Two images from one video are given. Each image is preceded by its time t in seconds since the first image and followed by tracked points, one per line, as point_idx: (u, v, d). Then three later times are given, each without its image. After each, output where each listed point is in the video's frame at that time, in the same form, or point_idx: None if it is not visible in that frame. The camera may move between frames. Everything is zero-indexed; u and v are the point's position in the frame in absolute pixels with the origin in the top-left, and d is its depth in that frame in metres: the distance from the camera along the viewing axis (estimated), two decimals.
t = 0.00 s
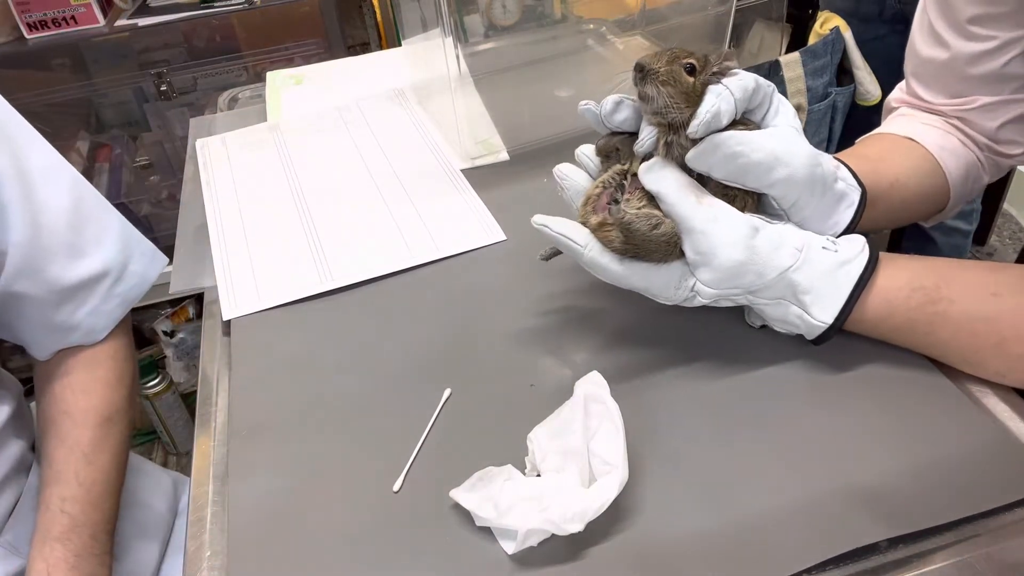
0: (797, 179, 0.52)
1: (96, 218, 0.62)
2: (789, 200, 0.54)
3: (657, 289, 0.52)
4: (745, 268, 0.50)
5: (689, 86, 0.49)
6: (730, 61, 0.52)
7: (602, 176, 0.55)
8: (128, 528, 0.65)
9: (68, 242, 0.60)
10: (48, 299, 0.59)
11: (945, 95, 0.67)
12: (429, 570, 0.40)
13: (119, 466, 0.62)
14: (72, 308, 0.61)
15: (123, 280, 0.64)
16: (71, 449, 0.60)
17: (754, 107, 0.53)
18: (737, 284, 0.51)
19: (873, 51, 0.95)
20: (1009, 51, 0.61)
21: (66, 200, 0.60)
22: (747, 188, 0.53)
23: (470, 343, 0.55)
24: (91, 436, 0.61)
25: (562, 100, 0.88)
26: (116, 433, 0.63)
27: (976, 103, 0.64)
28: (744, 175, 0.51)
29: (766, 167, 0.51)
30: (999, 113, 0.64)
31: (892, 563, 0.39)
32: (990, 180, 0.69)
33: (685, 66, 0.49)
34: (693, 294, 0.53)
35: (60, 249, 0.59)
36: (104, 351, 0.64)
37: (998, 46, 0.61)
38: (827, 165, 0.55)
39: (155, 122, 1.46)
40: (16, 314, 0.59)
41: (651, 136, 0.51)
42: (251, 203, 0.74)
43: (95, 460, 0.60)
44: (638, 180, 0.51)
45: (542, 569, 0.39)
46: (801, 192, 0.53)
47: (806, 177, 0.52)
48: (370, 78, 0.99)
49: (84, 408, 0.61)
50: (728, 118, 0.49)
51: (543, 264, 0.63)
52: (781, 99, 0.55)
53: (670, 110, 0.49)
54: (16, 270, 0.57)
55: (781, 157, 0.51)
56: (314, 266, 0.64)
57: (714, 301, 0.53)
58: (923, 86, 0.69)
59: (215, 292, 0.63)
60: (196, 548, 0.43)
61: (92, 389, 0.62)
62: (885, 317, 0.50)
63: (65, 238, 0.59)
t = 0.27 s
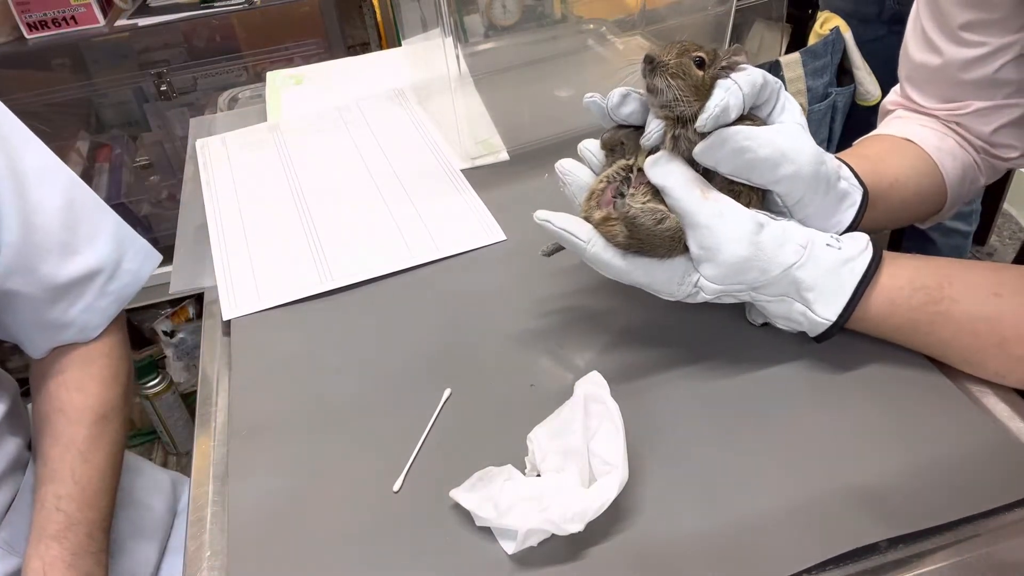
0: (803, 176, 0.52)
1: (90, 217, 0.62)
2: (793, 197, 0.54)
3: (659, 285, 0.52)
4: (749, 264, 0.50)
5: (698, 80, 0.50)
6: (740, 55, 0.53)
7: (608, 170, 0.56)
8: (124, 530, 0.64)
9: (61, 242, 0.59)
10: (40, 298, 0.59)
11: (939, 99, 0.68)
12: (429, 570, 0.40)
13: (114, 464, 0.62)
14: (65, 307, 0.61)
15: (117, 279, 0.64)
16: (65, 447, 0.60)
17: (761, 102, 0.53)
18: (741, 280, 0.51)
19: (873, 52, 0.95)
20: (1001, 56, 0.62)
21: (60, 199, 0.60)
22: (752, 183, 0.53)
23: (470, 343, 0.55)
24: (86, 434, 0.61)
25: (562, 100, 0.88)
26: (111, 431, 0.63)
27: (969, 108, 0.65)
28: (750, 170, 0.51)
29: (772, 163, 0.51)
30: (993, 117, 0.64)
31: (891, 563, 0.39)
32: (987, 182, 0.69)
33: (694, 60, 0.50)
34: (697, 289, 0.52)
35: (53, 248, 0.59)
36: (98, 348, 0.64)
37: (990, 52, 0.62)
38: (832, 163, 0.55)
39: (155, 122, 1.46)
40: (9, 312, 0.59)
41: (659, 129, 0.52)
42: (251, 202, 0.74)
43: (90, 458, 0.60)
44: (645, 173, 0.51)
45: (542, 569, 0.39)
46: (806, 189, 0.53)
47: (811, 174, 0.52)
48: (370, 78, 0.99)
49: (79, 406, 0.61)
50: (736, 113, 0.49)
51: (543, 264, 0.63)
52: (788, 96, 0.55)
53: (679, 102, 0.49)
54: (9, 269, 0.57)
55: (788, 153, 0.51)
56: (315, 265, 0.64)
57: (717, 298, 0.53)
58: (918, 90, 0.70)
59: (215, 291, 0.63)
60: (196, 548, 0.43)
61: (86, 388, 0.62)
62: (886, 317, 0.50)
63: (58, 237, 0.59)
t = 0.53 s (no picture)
0: (801, 177, 0.52)
1: (84, 220, 0.63)
2: (792, 197, 0.54)
3: (658, 285, 0.52)
4: (748, 265, 0.50)
5: (696, 81, 0.50)
6: (737, 56, 0.54)
7: (607, 170, 0.56)
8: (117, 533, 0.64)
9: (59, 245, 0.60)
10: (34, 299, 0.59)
11: (936, 100, 0.68)
12: (429, 570, 0.40)
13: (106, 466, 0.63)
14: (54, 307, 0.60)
15: (110, 282, 0.64)
16: (56, 451, 0.60)
17: (760, 103, 0.54)
18: (740, 281, 0.51)
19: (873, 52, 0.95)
20: (997, 58, 0.62)
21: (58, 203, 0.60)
22: (751, 184, 0.53)
23: (470, 344, 0.55)
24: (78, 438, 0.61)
25: (562, 100, 0.88)
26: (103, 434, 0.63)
27: (966, 109, 0.65)
28: (749, 171, 0.51)
29: (771, 164, 0.51)
30: (992, 118, 0.64)
31: (891, 563, 0.39)
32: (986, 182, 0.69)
33: (691, 61, 0.51)
34: (696, 290, 0.52)
35: (47, 250, 0.59)
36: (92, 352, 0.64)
37: (987, 54, 0.62)
38: (831, 163, 0.55)
39: (155, 122, 1.46)
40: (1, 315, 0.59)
41: (657, 130, 0.52)
42: (251, 203, 0.74)
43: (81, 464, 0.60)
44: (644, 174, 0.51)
45: (542, 569, 0.39)
46: (805, 190, 0.53)
47: (810, 174, 0.52)
48: (370, 78, 0.99)
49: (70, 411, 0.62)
50: (734, 113, 0.49)
51: (543, 264, 0.63)
52: (787, 97, 0.55)
53: (677, 103, 0.50)
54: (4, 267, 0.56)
55: (787, 154, 0.51)
56: (314, 265, 0.64)
57: (716, 299, 0.52)
58: (915, 92, 0.70)
59: (215, 292, 0.63)
60: (196, 548, 0.43)
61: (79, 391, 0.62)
62: (886, 317, 0.50)
63: (54, 240, 0.59)
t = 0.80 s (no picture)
0: (801, 177, 0.52)
1: (77, 215, 0.62)
2: (792, 197, 0.54)
3: (658, 285, 0.52)
4: (748, 264, 0.50)
5: (695, 81, 0.50)
6: (736, 56, 0.54)
7: (607, 170, 0.56)
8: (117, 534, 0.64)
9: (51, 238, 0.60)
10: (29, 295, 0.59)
11: (936, 102, 0.68)
12: (429, 570, 0.40)
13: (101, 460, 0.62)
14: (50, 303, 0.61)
15: (104, 276, 0.64)
16: (53, 442, 0.60)
17: (759, 103, 0.54)
18: (740, 280, 0.51)
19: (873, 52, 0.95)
20: (997, 59, 0.62)
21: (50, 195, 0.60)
22: (751, 184, 0.53)
23: (470, 344, 0.55)
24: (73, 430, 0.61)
25: (562, 100, 0.88)
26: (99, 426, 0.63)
27: (966, 111, 0.65)
28: (749, 171, 0.51)
29: (771, 164, 0.51)
30: (992, 119, 0.64)
31: (891, 563, 0.39)
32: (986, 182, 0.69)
33: (691, 60, 0.51)
34: (696, 290, 0.52)
35: (40, 244, 0.59)
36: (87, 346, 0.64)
37: (986, 56, 0.62)
38: (831, 163, 0.55)
39: (155, 122, 1.46)
40: None
41: (657, 131, 0.52)
42: (251, 203, 0.74)
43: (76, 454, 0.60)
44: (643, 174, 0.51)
45: (542, 569, 0.39)
46: (805, 189, 0.53)
47: (810, 174, 0.52)
48: (370, 78, 0.99)
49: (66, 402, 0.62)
50: (734, 113, 0.49)
51: (543, 264, 0.63)
52: (787, 97, 0.55)
53: (676, 103, 0.50)
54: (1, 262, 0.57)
55: (786, 154, 0.51)
56: (314, 265, 0.64)
57: (716, 298, 0.52)
58: (914, 93, 0.70)
59: (215, 292, 0.63)
60: (196, 548, 0.43)
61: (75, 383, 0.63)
62: (886, 317, 0.50)
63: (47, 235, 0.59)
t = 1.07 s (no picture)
0: (801, 177, 0.52)
1: (61, 190, 0.63)
2: (792, 197, 0.54)
3: (659, 284, 0.52)
4: (749, 263, 0.50)
5: (694, 81, 0.51)
6: (735, 55, 0.54)
7: (606, 170, 0.56)
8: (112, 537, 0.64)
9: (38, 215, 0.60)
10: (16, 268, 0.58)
11: (936, 102, 0.68)
12: (429, 570, 0.40)
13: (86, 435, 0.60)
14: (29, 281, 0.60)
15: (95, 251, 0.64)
16: (43, 411, 0.58)
17: (759, 103, 0.54)
18: (741, 279, 0.50)
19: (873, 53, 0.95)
20: (997, 60, 0.62)
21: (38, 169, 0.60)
22: (751, 184, 0.53)
23: (470, 344, 0.55)
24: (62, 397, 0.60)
25: (562, 100, 0.88)
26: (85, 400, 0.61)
27: (967, 111, 0.65)
28: (749, 170, 0.51)
29: (771, 163, 0.51)
30: (992, 119, 0.64)
31: (891, 563, 0.39)
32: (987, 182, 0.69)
33: (690, 60, 0.51)
34: (696, 289, 0.52)
35: (29, 216, 0.59)
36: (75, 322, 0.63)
37: (987, 56, 0.62)
38: (831, 162, 0.55)
39: (155, 122, 1.46)
40: None
41: (656, 131, 0.52)
42: (251, 203, 0.74)
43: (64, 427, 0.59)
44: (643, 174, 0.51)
45: (542, 569, 0.39)
46: (805, 189, 0.53)
47: (811, 174, 0.52)
48: (370, 77, 0.99)
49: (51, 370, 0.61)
50: (733, 113, 0.50)
51: (544, 264, 0.63)
52: (787, 97, 0.56)
53: (676, 103, 0.50)
54: None
55: (786, 153, 0.51)
56: (314, 265, 0.64)
57: (717, 298, 0.52)
58: (915, 94, 0.70)
59: (215, 292, 0.63)
60: (196, 548, 0.43)
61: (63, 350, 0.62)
62: (886, 317, 0.50)
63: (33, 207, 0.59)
